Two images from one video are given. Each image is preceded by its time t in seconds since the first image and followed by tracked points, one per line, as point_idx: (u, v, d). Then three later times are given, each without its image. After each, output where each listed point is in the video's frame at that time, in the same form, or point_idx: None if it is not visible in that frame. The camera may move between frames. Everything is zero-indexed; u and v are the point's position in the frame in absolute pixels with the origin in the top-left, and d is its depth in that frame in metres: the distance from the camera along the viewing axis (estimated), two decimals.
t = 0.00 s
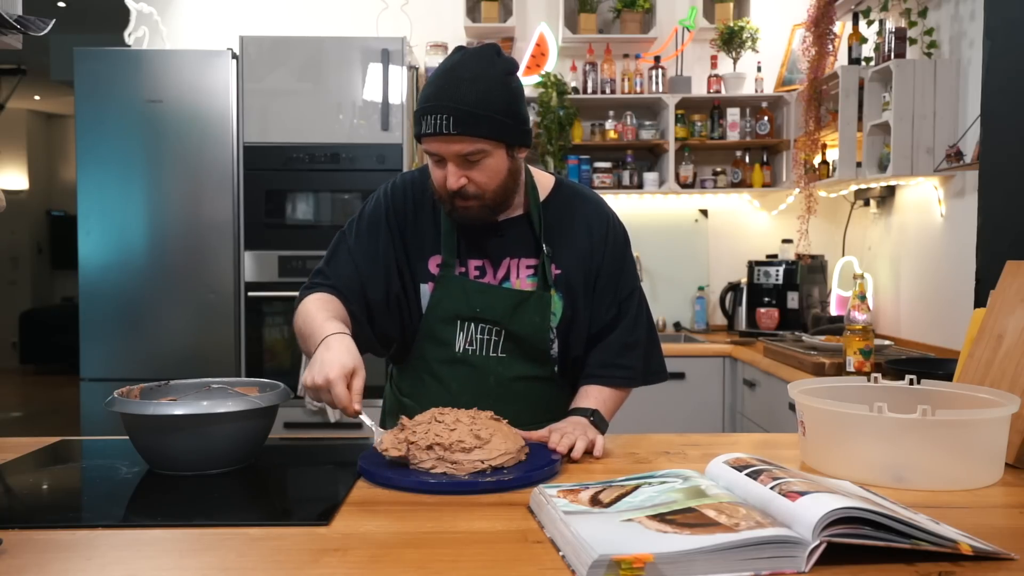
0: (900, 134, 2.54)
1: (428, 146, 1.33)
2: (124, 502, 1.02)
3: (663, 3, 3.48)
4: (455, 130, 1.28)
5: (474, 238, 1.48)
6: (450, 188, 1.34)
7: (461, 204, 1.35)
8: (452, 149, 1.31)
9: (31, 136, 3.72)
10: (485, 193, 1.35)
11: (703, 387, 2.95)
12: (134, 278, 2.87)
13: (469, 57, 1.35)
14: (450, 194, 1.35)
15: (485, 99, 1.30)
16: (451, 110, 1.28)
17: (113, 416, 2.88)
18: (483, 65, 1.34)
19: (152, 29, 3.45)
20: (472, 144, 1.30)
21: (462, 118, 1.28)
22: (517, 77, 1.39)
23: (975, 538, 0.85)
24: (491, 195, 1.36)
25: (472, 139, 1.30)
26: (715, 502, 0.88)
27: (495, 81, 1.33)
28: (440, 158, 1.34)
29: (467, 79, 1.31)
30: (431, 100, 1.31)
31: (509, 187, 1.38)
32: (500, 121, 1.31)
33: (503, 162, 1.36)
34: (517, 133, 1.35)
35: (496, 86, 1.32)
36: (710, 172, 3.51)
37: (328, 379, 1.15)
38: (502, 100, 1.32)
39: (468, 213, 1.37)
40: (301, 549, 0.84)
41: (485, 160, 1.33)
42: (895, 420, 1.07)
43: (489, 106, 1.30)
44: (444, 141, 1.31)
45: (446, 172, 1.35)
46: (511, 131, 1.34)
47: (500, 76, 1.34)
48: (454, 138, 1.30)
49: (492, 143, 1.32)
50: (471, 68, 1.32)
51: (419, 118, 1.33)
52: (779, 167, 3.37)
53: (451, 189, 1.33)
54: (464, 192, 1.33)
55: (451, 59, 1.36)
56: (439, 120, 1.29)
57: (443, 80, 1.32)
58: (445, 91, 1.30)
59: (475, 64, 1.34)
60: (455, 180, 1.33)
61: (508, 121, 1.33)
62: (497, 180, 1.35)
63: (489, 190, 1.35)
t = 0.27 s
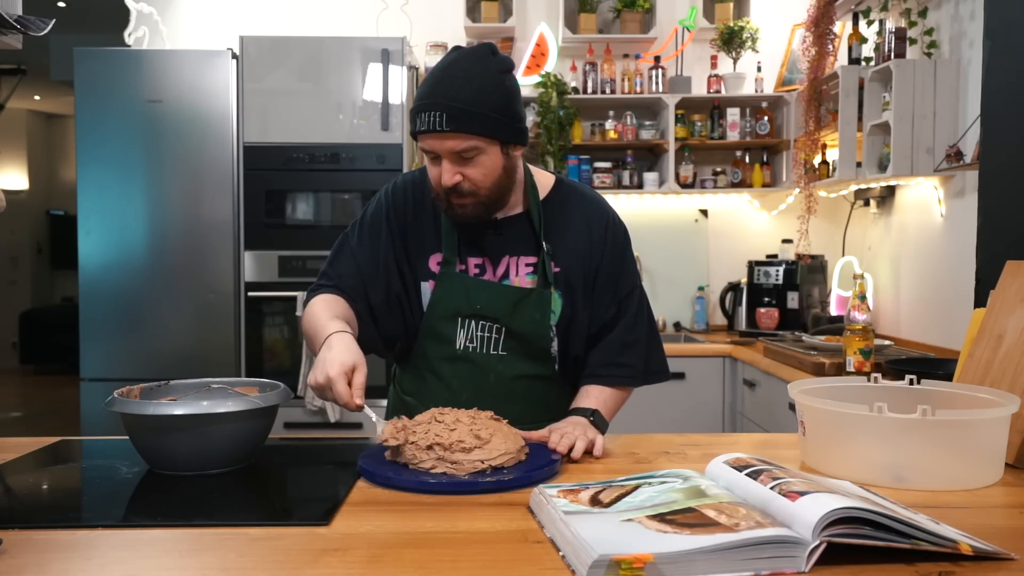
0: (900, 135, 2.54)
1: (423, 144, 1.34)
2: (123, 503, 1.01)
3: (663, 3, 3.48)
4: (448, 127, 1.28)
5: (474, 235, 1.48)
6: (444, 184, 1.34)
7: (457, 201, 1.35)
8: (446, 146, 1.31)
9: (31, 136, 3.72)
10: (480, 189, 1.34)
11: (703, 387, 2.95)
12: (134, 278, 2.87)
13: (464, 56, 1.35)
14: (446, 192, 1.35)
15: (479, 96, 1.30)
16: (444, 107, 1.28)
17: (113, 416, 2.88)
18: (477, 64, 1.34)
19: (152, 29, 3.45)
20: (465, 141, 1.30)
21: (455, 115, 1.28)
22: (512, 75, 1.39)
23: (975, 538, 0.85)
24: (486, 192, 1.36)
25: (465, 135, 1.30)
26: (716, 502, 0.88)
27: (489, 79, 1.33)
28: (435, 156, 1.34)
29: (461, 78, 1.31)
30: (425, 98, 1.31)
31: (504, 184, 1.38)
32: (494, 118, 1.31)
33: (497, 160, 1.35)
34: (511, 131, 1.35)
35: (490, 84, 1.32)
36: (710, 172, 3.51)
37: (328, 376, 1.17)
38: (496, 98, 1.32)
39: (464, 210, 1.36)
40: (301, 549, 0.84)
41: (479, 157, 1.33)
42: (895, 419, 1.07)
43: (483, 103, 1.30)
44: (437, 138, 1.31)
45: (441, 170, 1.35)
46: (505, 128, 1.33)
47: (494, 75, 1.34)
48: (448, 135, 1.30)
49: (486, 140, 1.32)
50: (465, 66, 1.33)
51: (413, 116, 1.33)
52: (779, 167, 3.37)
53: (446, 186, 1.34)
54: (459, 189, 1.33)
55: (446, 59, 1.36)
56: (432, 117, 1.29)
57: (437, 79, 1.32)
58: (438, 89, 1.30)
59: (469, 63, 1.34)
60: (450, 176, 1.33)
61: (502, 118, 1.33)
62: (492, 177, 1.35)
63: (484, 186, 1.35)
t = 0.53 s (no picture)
0: (900, 135, 2.54)
1: (422, 141, 1.34)
2: (123, 502, 1.02)
3: (663, 3, 3.48)
4: (446, 123, 1.28)
5: (475, 234, 1.48)
6: (444, 181, 1.34)
7: (456, 197, 1.35)
8: (444, 143, 1.31)
9: (32, 136, 3.73)
10: (479, 186, 1.34)
11: (703, 387, 2.95)
12: (134, 278, 2.87)
13: (462, 55, 1.35)
14: (446, 189, 1.35)
15: (477, 92, 1.30)
16: (442, 103, 1.28)
17: (113, 416, 2.88)
18: (475, 62, 1.34)
19: (152, 29, 3.45)
20: (464, 137, 1.30)
21: (454, 111, 1.28)
22: (512, 74, 1.40)
23: (975, 538, 0.85)
24: (486, 188, 1.35)
25: (464, 131, 1.30)
26: (715, 502, 0.88)
27: (487, 76, 1.33)
28: (434, 153, 1.35)
29: (459, 75, 1.31)
30: (424, 95, 1.31)
31: (504, 180, 1.38)
32: (493, 114, 1.31)
33: (496, 156, 1.35)
34: (510, 128, 1.35)
35: (489, 81, 1.32)
36: (710, 172, 3.51)
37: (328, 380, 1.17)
38: (494, 94, 1.32)
39: (464, 207, 1.36)
40: (301, 549, 0.84)
41: (478, 153, 1.33)
42: (895, 419, 1.07)
43: (481, 99, 1.30)
44: (436, 135, 1.31)
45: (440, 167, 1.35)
46: (504, 124, 1.33)
47: (493, 72, 1.34)
48: (446, 132, 1.30)
49: (485, 137, 1.32)
50: (463, 64, 1.33)
51: (412, 114, 1.33)
52: (779, 167, 3.37)
53: (446, 183, 1.34)
54: (458, 185, 1.33)
55: (445, 57, 1.36)
56: (430, 114, 1.29)
57: (435, 77, 1.32)
58: (436, 86, 1.30)
59: (467, 60, 1.34)
60: (449, 173, 1.33)
61: (501, 115, 1.33)
62: (491, 173, 1.35)
63: (484, 182, 1.34)
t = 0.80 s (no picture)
0: (900, 135, 2.54)
1: (424, 137, 1.34)
2: (123, 502, 1.02)
3: (663, 3, 3.48)
4: (448, 119, 1.28)
5: (476, 233, 1.48)
6: (446, 177, 1.34)
7: (459, 193, 1.35)
8: (446, 138, 1.31)
9: (32, 136, 3.73)
10: (482, 181, 1.34)
11: (703, 387, 2.95)
12: (134, 278, 2.87)
13: (465, 52, 1.36)
14: (449, 184, 1.34)
15: (479, 88, 1.30)
16: (444, 99, 1.29)
17: (113, 416, 2.88)
18: (477, 58, 1.34)
19: (152, 29, 3.45)
20: (466, 132, 1.30)
21: (455, 107, 1.28)
22: (513, 71, 1.40)
23: (975, 538, 0.85)
24: (488, 184, 1.35)
25: (466, 127, 1.30)
26: (715, 502, 0.88)
27: (489, 73, 1.33)
28: (436, 149, 1.35)
29: (461, 71, 1.31)
30: (426, 91, 1.32)
31: (507, 176, 1.38)
32: (494, 110, 1.31)
33: (498, 151, 1.35)
34: (512, 123, 1.35)
35: (490, 77, 1.32)
36: (710, 172, 3.51)
37: (333, 361, 1.19)
38: (496, 91, 1.32)
39: (466, 202, 1.36)
40: (301, 549, 0.84)
41: (480, 149, 1.33)
42: (895, 419, 1.07)
43: (482, 95, 1.30)
44: (438, 131, 1.31)
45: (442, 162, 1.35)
46: (506, 120, 1.33)
47: (494, 68, 1.35)
48: (448, 128, 1.30)
49: (486, 133, 1.32)
50: (465, 60, 1.33)
51: (415, 110, 1.34)
52: (779, 167, 3.37)
53: (448, 179, 1.33)
54: (460, 181, 1.33)
55: (447, 54, 1.37)
56: (432, 110, 1.29)
57: (437, 73, 1.32)
58: (438, 82, 1.31)
59: (469, 57, 1.34)
60: (451, 169, 1.33)
61: (503, 111, 1.33)
62: (493, 168, 1.35)
63: (486, 178, 1.34)
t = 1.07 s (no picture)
0: (900, 135, 2.54)
1: (424, 136, 1.34)
2: (123, 502, 1.02)
3: (663, 3, 3.48)
4: (448, 117, 1.28)
5: (477, 232, 1.48)
6: (446, 175, 1.34)
7: (458, 191, 1.35)
8: (446, 137, 1.31)
9: (32, 136, 3.73)
10: (481, 179, 1.34)
11: (703, 387, 2.95)
12: (134, 278, 2.87)
13: (465, 51, 1.36)
14: (449, 183, 1.35)
15: (478, 87, 1.30)
16: (444, 97, 1.29)
17: (113, 416, 2.88)
18: (477, 57, 1.34)
19: (152, 29, 3.45)
20: (465, 131, 1.30)
21: (455, 105, 1.28)
22: (512, 70, 1.40)
23: (975, 538, 0.85)
24: (487, 182, 1.35)
25: (465, 125, 1.30)
26: (715, 502, 0.88)
27: (489, 72, 1.33)
28: (436, 147, 1.35)
29: (461, 70, 1.31)
30: (426, 90, 1.32)
31: (507, 175, 1.38)
32: (494, 109, 1.31)
33: (498, 150, 1.35)
34: (511, 122, 1.35)
35: (490, 76, 1.32)
36: (710, 172, 3.51)
37: (343, 367, 1.21)
38: (496, 89, 1.32)
39: (466, 201, 1.36)
40: (300, 549, 0.84)
41: (480, 148, 1.33)
42: (895, 420, 1.07)
43: (482, 94, 1.30)
44: (437, 129, 1.32)
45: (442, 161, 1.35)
46: (505, 118, 1.33)
47: (494, 67, 1.35)
48: (447, 126, 1.30)
49: (486, 131, 1.32)
50: (465, 59, 1.33)
51: (415, 109, 1.34)
52: (779, 167, 3.37)
53: (447, 177, 1.33)
54: (460, 179, 1.33)
55: (447, 53, 1.37)
56: (432, 109, 1.29)
57: (437, 72, 1.32)
58: (438, 81, 1.31)
59: (469, 56, 1.34)
60: (451, 168, 1.33)
61: (502, 109, 1.33)
62: (493, 167, 1.35)
63: (486, 176, 1.34)
